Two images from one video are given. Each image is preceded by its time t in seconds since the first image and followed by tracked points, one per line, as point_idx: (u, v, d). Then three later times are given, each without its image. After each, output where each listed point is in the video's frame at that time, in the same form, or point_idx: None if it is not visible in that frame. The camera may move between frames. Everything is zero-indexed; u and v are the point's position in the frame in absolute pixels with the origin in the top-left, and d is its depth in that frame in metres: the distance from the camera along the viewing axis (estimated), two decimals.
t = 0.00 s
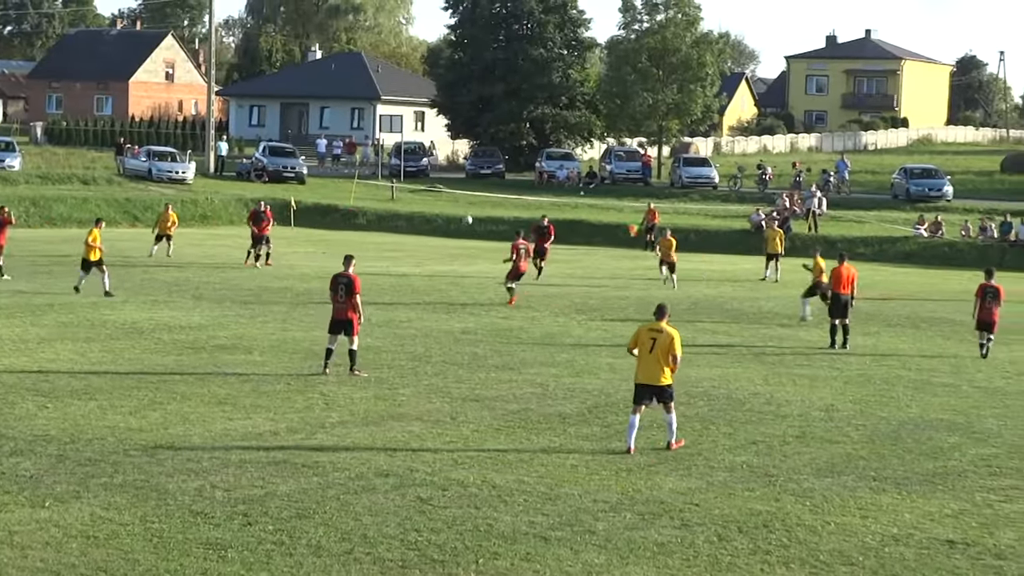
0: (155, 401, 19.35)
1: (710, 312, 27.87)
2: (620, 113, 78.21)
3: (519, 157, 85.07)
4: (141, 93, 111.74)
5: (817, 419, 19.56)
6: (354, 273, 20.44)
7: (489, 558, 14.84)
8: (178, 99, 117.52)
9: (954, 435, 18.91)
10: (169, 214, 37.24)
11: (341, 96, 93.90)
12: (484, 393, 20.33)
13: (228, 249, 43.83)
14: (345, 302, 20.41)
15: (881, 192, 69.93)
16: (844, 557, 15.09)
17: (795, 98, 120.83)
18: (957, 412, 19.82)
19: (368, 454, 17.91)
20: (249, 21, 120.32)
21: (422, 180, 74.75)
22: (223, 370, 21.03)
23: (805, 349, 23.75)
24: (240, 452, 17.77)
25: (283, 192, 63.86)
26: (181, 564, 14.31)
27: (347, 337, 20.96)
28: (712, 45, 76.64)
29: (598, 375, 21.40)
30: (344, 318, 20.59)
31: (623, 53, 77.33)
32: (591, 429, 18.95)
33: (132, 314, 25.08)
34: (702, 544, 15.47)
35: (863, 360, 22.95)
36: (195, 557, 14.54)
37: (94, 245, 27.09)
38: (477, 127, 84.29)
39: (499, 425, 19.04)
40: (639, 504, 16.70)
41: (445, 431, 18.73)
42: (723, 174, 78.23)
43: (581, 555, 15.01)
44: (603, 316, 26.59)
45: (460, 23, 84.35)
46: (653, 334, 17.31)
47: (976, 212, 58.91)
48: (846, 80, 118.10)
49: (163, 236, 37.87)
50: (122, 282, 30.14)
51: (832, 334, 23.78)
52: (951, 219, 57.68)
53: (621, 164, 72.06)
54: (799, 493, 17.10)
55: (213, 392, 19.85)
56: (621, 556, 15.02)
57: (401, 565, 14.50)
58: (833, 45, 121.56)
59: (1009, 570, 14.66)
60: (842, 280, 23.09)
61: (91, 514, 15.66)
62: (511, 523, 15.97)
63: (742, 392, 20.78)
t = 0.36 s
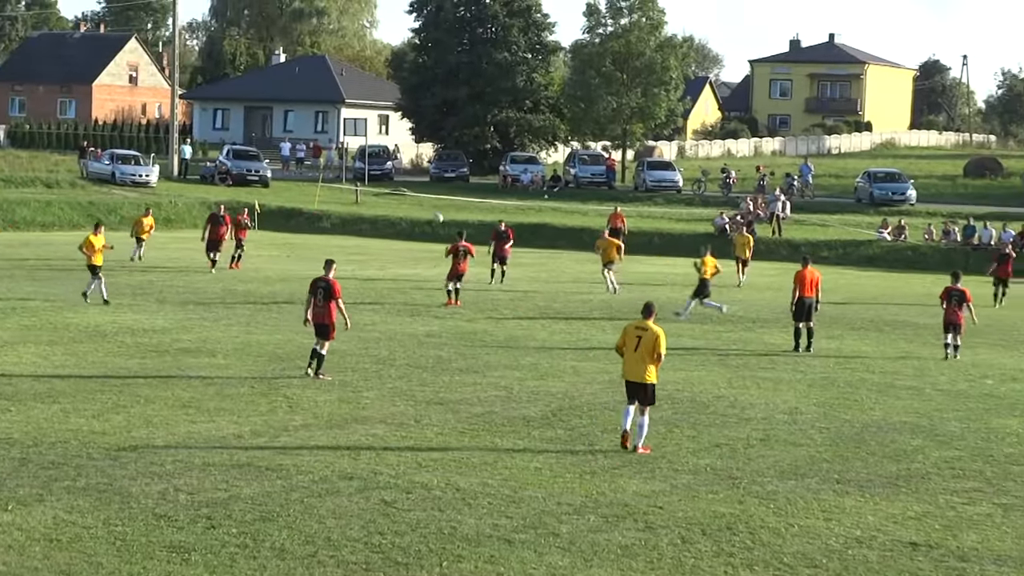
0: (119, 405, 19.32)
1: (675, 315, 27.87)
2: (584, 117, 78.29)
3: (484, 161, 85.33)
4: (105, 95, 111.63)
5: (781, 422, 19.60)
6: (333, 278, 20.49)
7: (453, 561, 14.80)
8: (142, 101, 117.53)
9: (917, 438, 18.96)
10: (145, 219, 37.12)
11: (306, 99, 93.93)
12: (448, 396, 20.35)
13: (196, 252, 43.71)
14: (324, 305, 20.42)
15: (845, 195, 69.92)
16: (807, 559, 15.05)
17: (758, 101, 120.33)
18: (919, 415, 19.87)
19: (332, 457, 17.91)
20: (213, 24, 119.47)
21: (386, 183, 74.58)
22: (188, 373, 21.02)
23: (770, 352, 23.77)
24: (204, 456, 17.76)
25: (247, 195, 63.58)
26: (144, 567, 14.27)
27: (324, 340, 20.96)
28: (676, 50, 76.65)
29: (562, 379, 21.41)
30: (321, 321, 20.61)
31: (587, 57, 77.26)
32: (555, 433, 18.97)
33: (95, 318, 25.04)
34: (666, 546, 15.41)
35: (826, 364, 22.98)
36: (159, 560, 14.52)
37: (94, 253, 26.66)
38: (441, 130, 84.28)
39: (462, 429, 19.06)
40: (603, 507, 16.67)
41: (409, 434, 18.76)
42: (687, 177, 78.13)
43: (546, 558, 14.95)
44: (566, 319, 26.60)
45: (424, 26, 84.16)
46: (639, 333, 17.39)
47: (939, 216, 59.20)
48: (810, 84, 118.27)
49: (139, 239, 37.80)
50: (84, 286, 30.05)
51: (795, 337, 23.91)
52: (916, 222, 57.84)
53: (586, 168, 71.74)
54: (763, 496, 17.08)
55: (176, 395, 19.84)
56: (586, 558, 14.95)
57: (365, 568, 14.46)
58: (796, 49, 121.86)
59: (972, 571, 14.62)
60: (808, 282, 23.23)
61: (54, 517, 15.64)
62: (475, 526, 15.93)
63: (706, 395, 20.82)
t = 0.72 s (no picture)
0: (89, 406, 19.31)
1: (645, 314, 27.84)
2: (553, 117, 78.39)
3: (453, 161, 85.22)
4: (73, 97, 111.61)
5: (751, 421, 19.61)
6: (312, 279, 20.42)
7: (422, 561, 14.75)
8: (111, 102, 117.58)
9: (888, 437, 18.97)
10: (135, 223, 37.05)
11: (273, 100, 93.82)
12: (418, 397, 20.35)
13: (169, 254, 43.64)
14: (301, 308, 20.33)
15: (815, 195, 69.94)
16: (777, 559, 15.01)
17: (727, 100, 119.94)
18: (889, 415, 19.89)
19: (302, 458, 17.88)
20: (181, 26, 117.74)
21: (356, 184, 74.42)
22: (159, 375, 20.97)
23: (740, 352, 23.79)
24: (175, 457, 17.74)
25: (216, 197, 63.35)
26: (114, 569, 14.21)
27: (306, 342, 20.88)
28: (645, 50, 76.77)
29: (531, 379, 21.40)
30: (301, 323, 20.51)
31: (556, 57, 77.10)
32: (525, 433, 18.95)
33: (64, 319, 25.00)
34: (636, 546, 15.36)
35: (797, 363, 22.98)
36: (128, 562, 14.47)
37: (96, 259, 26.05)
38: (410, 131, 84.09)
39: (432, 429, 19.06)
40: (573, 507, 16.61)
41: (381, 434, 18.75)
42: (657, 177, 77.74)
43: (516, 558, 14.90)
44: (535, 319, 26.61)
45: (393, 26, 84.22)
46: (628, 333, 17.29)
47: (908, 215, 59.24)
48: (779, 83, 118.02)
49: (127, 242, 37.71)
50: (52, 288, 29.98)
51: (765, 337, 23.93)
52: (885, 222, 57.89)
53: (554, 168, 71.72)
54: (733, 495, 17.07)
55: (147, 396, 19.83)
56: (555, 559, 14.90)
57: (335, 569, 14.41)
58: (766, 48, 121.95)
59: (943, 570, 14.59)
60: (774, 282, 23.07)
61: (23, 519, 15.59)
62: (445, 527, 15.88)
63: (675, 395, 20.82)
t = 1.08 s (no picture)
0: (64, 407, 19.17)
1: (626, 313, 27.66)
2: (531, 115, 78.21)
3: (430, 159, 85.05)
4: (49, 96, 111.26)
5: (732, 420, 19.45)
6: (305, 276, 20.45)
7: (402, 563, 14.55)
8: (86, 102, 117.52)
9: (870, 435, 18.81)
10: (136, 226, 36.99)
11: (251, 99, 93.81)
12: (396, 396, 20.22)
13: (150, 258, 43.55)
14: (294, 306, 20.32)
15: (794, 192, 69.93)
16: (759, 559, 14.82)
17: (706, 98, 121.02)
18: (872, 413, 19.75)
19: (280, 460, 17.72)
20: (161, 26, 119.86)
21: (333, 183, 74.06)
22: (136, 376, 20.86)
23: (719, 350, 23.67)
24: (152, 458, 17.59)
25: (189, 196, 63.38)
26: (89, 570, 14.01)
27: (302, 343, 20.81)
28: (624, 47, 76.73)
29: (510, 378, 21.25)
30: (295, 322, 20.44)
31: (535, 55, 77.04)
32: (504, 433, 18.80)
33: (39, 320, 24.88)
34: (616, 546, 15.16)
35: (778, 361, 22.85)
36: (104, 564, 14.26)
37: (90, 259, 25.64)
38: (388, 129, 83.89)
39: (410, 429, 18.92)
40: (553, 508, 16.40)
41: (359, 435, 18.59)
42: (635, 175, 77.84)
43: (496, 559, 14.69)
44: (513, 317, 26.49)
45: (371, 26, 84.25)
46: (624, 328, 17.08)
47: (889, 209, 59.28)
48: (757, 80, 117.93)
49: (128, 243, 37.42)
50: (30, 289, 29.88)
51: (746, 335, 23.83)
52: (866, 218, 57.92)
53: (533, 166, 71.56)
54: (714, 495, 16.90)
55: (123, 397, 19.72)
56: (535, 560, 14.69)
57: (312, 570, 14.21)
58: (745, 46, 122.00)
59: (926, 569, 14.40)
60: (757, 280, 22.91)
61: None
62: (425, 528, 15.66)
63: (656, 395, 20.66)
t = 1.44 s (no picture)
0: None
1: (638, 313, 24.88)
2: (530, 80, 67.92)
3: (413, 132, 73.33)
4: None
5: (768, 439, 16.74)
6: (286, 272, 17.73)
7: None
8: (8, 66, 102.08)
9: (931, 456, 16.12)
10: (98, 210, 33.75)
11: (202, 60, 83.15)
12: (374, 412, 17.51)
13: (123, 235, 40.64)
14: (273, 307, 17.49)
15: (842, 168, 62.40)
16: None
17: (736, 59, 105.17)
18: (931, 429, 17.09)
19: (236, 485, 14.98)
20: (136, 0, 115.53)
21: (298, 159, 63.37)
22: (67, 388, 18.15)
23: (756, 356, 21.00)
24: (85, 484, 14.85)
25: (133, 173, 55.96)
26: None
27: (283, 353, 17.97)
28: None
29: (507, 390, 18.54)
30: (274, 327, 17.60)
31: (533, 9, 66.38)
32: (501, 454, 16.05)
33: None
34: None
35: (820, 369, 20.19)
36: None
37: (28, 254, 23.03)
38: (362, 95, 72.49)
39: (391, 450, 16.19)
40: (557, 542, 13.58)
41: (333, 457, 15.86)
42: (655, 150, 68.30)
43: None
44: (513, 318, 23.79)
45: None
46: (663, 327, 14.35)
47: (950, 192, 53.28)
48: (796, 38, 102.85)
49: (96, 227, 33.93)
50: None
51: (785, 339, 21.15)
52: (923, 200, 51.78)
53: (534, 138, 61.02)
54: (748, 526, 14.14)
55: (50, 412, 17.01)
56: None
57: None
58: None
59: None
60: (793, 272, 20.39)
61: None
62: (405, 566, 12.82)
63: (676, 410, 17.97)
